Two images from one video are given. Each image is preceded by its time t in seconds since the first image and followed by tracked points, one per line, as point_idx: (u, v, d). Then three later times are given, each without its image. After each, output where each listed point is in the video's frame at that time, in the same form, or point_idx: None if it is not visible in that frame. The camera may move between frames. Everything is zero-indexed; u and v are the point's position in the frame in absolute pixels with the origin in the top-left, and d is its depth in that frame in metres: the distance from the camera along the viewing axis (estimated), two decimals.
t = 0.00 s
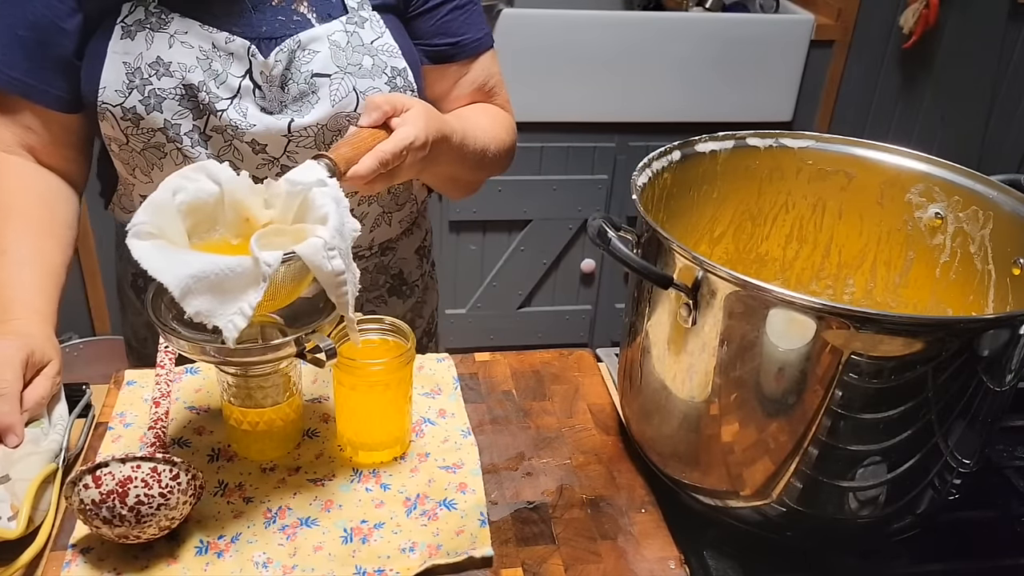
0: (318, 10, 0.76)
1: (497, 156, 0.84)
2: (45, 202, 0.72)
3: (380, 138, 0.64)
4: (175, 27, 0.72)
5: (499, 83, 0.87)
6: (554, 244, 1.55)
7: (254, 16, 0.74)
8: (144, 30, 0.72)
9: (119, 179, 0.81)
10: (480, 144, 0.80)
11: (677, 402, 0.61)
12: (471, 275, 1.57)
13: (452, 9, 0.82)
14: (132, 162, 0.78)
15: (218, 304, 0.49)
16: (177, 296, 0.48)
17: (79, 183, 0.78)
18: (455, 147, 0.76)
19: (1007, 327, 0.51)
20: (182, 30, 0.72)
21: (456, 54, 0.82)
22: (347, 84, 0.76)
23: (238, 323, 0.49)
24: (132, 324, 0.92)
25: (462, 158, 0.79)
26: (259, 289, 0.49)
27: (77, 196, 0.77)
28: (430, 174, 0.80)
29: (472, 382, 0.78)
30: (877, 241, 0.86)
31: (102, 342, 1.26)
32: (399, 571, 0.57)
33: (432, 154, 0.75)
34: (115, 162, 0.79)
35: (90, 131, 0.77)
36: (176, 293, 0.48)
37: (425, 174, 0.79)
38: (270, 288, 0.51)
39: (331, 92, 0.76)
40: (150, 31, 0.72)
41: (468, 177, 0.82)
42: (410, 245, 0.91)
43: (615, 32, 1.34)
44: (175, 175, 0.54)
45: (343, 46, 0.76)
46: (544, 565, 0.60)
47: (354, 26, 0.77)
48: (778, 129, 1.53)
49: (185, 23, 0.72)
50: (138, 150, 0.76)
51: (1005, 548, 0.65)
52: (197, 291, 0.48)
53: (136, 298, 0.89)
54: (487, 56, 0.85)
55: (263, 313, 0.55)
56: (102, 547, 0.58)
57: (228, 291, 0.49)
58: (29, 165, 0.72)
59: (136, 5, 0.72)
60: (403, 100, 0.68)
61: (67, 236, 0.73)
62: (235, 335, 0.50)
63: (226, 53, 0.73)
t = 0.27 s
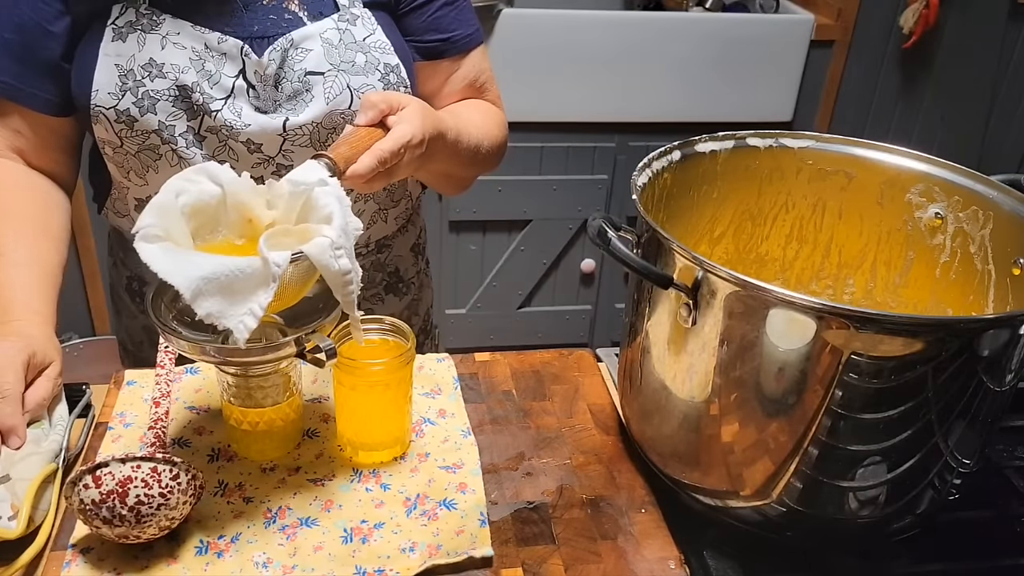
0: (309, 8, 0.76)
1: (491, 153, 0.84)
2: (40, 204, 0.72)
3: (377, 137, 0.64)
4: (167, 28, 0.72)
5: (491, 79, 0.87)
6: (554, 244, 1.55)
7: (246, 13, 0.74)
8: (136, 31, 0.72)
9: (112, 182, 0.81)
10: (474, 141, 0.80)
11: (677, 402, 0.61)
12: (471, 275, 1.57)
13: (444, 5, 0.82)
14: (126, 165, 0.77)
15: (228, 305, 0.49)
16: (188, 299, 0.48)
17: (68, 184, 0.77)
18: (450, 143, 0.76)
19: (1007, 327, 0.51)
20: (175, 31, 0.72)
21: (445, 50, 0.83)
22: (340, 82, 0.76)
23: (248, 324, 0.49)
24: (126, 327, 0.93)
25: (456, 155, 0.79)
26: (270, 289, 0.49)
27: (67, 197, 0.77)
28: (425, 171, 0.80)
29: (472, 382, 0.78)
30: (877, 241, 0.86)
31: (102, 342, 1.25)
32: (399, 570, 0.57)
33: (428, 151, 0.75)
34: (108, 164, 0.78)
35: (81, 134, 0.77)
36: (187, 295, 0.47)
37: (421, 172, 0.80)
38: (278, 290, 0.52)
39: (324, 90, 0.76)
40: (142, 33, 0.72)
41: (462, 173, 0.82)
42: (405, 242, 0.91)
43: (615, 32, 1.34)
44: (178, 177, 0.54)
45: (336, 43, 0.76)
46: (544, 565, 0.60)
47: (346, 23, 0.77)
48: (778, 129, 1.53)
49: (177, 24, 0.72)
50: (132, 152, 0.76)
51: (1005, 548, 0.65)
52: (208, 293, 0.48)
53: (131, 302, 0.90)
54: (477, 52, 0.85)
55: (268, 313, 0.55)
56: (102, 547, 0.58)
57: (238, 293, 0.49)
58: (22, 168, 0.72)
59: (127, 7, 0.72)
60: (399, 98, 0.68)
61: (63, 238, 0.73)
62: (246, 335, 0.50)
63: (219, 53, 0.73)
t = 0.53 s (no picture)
0: (304, 8, 0.76)
1: (487, 151, 0.84)
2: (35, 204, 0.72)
3: (377, 136, 0.64)
4: (163, 28, 0.72)
5: (487, 77, 0.87)
6: (554, 244, 1.55)
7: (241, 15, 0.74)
8: (132, 31, 0.72)
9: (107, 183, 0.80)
10: (471, 139, 0.80)
11: (677, 402, 0.61)
12: (471, 275, 1.57)
13: (439, 4, 0.82)
14: (122, 165, 0.77)
15: (234, 309, 0.49)
16: (194, 303, 0.48)
17: (61, 183, 0.77)
18: (448, 142, 0.77)
19: (1007, 327, 0.51)
20: (170, 31, 0.72)
21: (441, 49, 0.83)
22: (337, 82, 0.76)
23: (254, 327, 0.49)
24: (122, 327, 0.92)
25: (454, 154, 0.79)
26: (275, 293, 0.49)
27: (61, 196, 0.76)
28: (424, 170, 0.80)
29: (472, 382, 0.78)
30: (877, 241, 0.86)
31: (102, 342, 1.25)
32: (399, 571, 0.57)
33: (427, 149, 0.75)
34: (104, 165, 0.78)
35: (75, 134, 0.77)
36: (192, 299, 0.48)
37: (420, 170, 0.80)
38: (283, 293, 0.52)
39: (321, 90, 0.76)
40: (138, 33, 0.72)
41: (460, 171, 0.82)
42: (401, 242, 0.91)
43: (615, 33, 1.34)
44: (179, 180, 0.54)
45: (332, 43, 0.76)
46: (544, 565, 0.60)
47: (341, 23, 0.77)
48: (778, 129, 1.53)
49: (172, 24, 0.72)
50: (128, 153, 0.76)
51: (1005, 548, 0.65)
52: (213, 297, 0.48)
53: (126, 303, 0.90)
54: (473, 51, 0.85)
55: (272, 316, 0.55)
56: (102, 547, 0.58)
57: (243, 296, 0.49)
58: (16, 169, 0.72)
59: (122, 7, 0.72)
60: (399, 98, 0.68)
61: (59, 238, 0.73)
62: (251, 339, 0.49)
63: (215, 53, 0.73)
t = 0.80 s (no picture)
0: (299, 8, 0.76)
1: (484, 150, 0.84)
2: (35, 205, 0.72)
3: (374, 132, 0.64)
4: (157, 29, 0.72)
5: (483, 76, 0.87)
6: (554, 244, 1.55)
7: (237, 15, 0.74)
8: (127, 33, 0.72)
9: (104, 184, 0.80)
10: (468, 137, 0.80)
11: (677, 402, 0.61)
12: (471, 275, 1.57)
13: (435, 4, 0.82)
14: (117, 166, 0.77)
15: (233, 301, 0.49)
16: (193, 295, 0.48)
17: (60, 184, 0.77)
18: (445, 140, 0.77)
19: (1007, 327, 0.51)
20: (165, 32, 0.72)
21: (436, 49, 0.83)
22: (331, 82, 0.76)
23: (254, 320, 0.49)
24: (119, 327, 0.93)
25: (451, 153, 0.79)
26: (275, 284, 0.49)
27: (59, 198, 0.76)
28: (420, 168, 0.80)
29: (472, 382, 0.78)
30: (877, 241, 0.86)
31: (102, 342, 1.25)
32: (399, 570, 0.57)
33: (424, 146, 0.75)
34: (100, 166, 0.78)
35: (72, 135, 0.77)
36: (191, 290, 0.47)
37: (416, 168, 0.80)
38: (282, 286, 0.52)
39: (316, 91, 0.76)
40: (133, 34, 0.72)
41: (456, 170, 0.82)
42: (398, 241, 0.91)
43: (615, 33, 1.34)
44: (176, 174, 0.54)
45: (326, 44, 0.76)
46: (544, 565, 0.60)
47: (336, 23, 0.77)
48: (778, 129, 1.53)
49: (167, 25, 0.72)
50: (123, 154, 0.76)
51: (1005, 548, 0.65)
52: (211, 289, 0.48)
53: (123, 303, 0.90)
54: (469, 50, 0.85)
55: (270, 311, 0.55)
56: (102, 547, 0.58)
57: (242, 288, 0.49)
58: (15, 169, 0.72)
59: (117, 8, 0.72)
60: (394, 94, 0.69)
61: (59, 239, 0.73)
62: (251, 332, 0.50)
63: (210, 54, 0.73)
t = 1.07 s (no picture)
0: (297, 8, 0.76)
1: (482, 147, 0.84)
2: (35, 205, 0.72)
3: (372, 128, 0.63)
4: (155, 30, 0.72)
5: (482, 75, 0.87)
6: (554, 244, 1.55)
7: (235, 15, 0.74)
8: (124, 34, 0.72)
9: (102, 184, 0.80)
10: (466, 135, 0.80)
11: (677, 402, 0.61)
12: (471, 276, 1.57)
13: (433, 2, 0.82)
14: (116, 168, 0.77)
15: (233, 298, 0.49)
16: (193, 292, 0.48)
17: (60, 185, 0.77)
18: (443, 137, 0.76)
19: (1007, 327, 0.51)
20: (163, 33, 0.72)
21: (435, 48, 0.83)
22: (329, 83, 0.76)
23: (254, 317, 0.49)
24: (119, 327, 0.93)
25: (449, 150, 0.79)
26: (275, 283, 0.49)
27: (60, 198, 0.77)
28: (418, 164, 0.80)
29: (472, 382, 0.78)
30: (877, 241, 0.86)
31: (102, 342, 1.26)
32: (399, 571, 0.57)
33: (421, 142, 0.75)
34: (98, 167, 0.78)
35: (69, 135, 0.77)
36: (191, 287, 0.47)
37: (413, 164, 0.80)
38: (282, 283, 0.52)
39: (313, 91, 0.76)
40: (130, 36, 0.72)
41: (454, 167, 0.82)
42: (398, 241, 0.91)
43: (615, 33, 1.34)
44: (174, 171, 0.54)
45: (323, 45, 0.76)
46: (544, 565, 0.60)
47: (334, 24, 0.77)
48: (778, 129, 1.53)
49: (164, 27, 0.72)
50: (122, 156, 0.76)
51: (1005, 548, 0.65)
52: (212, 286, 0.48)
53: (123, 302, 0.90)
54: (467, 49, 0.85)
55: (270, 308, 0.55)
56: (102, 547, 0.58)
57: (241, 285, 0.49)
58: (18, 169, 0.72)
59: (115, 10, 0.72)
60: (393, 90, 0.68)
61: (59, 240, 0.73)
62: (251, 330, 0.49)
63: (207, 55, 0.73)
